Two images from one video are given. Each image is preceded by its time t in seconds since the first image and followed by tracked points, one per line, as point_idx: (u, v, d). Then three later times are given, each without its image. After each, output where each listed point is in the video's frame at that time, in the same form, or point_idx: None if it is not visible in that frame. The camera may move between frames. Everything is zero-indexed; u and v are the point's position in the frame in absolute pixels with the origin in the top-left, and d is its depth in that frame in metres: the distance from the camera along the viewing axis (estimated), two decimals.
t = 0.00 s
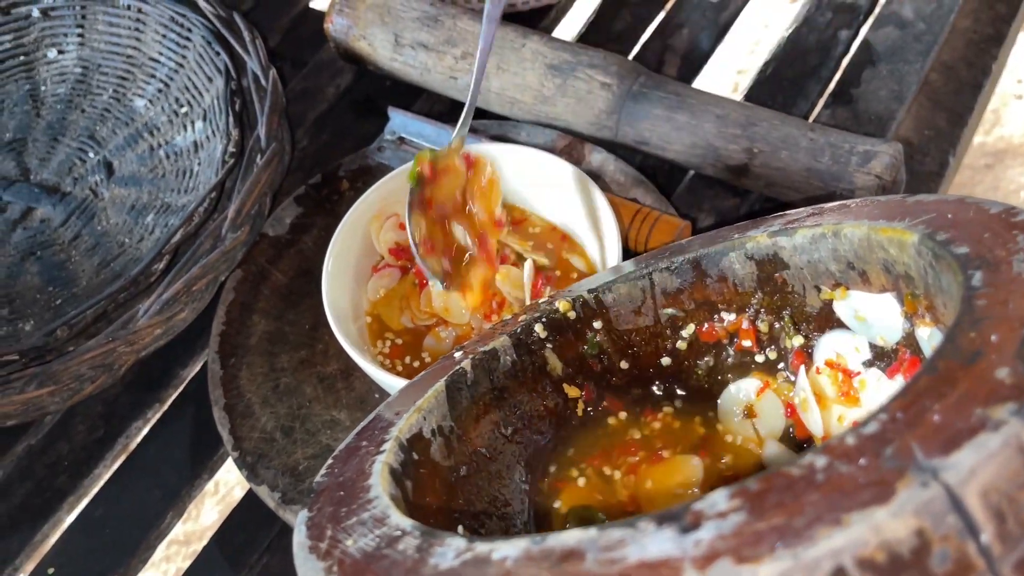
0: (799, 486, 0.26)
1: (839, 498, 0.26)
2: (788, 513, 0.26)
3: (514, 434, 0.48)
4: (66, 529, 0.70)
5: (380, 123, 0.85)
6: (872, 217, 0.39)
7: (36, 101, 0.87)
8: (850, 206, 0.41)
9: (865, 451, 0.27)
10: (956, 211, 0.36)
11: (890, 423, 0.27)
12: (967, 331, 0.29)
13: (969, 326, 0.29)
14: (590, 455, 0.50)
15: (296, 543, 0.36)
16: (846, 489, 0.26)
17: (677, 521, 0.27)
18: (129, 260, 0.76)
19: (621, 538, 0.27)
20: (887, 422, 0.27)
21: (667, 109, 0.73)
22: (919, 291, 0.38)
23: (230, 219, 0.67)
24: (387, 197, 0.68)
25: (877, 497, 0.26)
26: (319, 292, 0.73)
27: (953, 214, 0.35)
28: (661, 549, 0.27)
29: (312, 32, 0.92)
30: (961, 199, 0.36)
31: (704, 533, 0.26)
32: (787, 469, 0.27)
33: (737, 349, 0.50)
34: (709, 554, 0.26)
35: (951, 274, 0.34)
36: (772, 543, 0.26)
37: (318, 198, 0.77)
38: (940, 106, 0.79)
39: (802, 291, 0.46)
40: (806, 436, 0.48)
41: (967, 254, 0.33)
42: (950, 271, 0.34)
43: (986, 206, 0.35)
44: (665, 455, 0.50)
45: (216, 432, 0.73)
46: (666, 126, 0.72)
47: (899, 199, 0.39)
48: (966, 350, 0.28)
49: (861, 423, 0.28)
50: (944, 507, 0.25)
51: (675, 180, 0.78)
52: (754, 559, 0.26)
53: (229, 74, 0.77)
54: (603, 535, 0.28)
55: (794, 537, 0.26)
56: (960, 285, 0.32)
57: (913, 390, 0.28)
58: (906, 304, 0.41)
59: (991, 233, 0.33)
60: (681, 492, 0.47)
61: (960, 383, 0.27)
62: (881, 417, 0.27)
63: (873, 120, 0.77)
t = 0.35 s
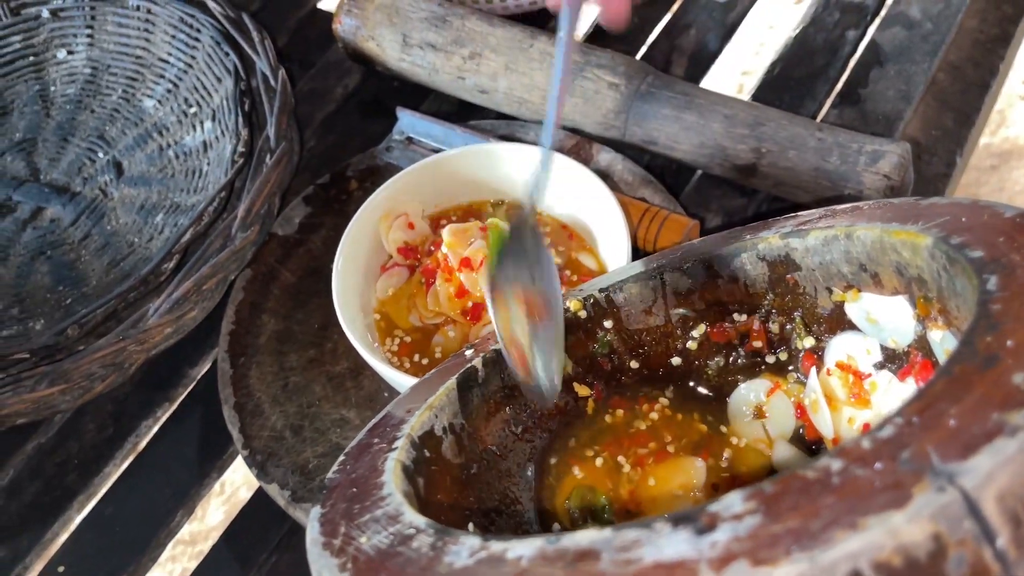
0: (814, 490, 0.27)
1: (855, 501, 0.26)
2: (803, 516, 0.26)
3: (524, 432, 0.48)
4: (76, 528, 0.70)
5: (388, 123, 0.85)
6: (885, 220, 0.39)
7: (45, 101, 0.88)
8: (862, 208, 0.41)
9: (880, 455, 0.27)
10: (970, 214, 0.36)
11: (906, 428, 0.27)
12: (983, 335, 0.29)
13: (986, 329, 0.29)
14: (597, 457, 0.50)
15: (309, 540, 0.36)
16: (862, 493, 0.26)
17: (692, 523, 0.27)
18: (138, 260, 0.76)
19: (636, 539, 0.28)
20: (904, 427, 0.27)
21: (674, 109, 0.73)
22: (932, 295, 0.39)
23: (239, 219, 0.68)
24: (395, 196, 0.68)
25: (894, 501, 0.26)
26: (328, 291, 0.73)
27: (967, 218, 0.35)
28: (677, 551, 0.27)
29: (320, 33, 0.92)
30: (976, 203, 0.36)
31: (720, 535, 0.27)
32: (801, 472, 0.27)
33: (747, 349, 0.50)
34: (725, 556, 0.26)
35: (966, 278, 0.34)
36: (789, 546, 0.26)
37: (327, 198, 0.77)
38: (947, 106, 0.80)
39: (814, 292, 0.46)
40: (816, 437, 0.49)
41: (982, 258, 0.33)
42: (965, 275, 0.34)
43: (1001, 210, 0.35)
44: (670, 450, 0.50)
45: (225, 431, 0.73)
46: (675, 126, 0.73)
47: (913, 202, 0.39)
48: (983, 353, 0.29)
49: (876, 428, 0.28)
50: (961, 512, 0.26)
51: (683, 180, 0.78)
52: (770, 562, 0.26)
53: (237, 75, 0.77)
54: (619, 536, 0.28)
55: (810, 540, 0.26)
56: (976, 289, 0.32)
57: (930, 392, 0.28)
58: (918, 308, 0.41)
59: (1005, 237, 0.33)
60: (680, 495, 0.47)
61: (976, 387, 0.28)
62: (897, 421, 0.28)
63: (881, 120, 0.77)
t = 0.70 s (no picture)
0: (823, 503, 0.27)
1: (863, 515, 0.26)
2: (812, 530, 0.26)
3: (531, 434, 0.48)
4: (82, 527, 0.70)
5: (393, 123, 0.86)
6: (892, 221, 0.39)
7: (50, 102, 0.88)
8: (869, 208, 0.41)
9: (889, 468, 0.27)
10: (978, 215, 0.35)
11: (915, 439, 0.27)
12: (992, 344, 0.29)
13: (994, 338, 0.29)
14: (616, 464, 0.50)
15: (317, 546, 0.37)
16: (871, 507, 0.26)
17: (701, 536, 0.27)
18: (144, 260, 0.76)
19: (644, 552, 0.28)
20: (912, 438, 0.27)
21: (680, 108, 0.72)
22: (940, 296, 0.39)
23: (244, 218, 0.68)
24: (400, 197, 0.68)
25: (902, 515, 0.26)
26: (333, 291, 0.73)
27: (976, 219, 0.35)
28: (684, 564, 0.27)
29: (325, 33, 0.92)
30: (984, 203, 0.36)
31: (728, 549, 0.27)
32: (810, 484, 0.28)
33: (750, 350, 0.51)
34: (735, 568, 0.26)
35: (975, 281, 0.34)
36: (797, 560, 0.26)
37: (332, 198, 0.77)
38: (952, 106, 0.80)
39: (821, 291, 0.46)
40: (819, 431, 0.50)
41: (990, 261, 0.33)
42: (973, 277, 0.34)
43: (1010, 211, 0.35)
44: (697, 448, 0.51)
45: (230, 430, 0.73)
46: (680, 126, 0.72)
47: (920, 203, 0.39)
48: (993, 364, 0.29)
49: (884, 438, 0.28)
50: (970, 527, 0.26)
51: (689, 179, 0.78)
52: None
53: (243, 75, 0.77)
54: (626, 548, 0.28)
55: (819, 554, 0.26)
56: (984, 293, 0.32)
57: (939, 404, 0.28)
58: (926, 308, 0.41)
59: (1013, 239, 0.33)
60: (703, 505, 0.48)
61: (985, 398, 0.28)
62: (906, 433, 0.28)
63: (886, 120, 0.77)
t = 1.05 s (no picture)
0: (842, 513, 0.28)
1: (884, 526, 0.27)
2: (833, 540, 0.28)
3: (539, 440, 0.48)
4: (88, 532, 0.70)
5: (398, 128, 0.86)
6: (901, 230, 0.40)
7: (56, 107, 0.88)
8: (876, 216, 0.42)
9: (907, 479, 0.28)
10: (988, 225, 0.37)
11: (933, 450, 0.29)
12: (1007, 356, 0.31)
13: (1009, 349, 0.31)
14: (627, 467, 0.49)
15: (329, 551, 0.37)
16: (891, 518, 0.28)
17: (719, 546, 0.29)
18: (150, 265, 0.76)
19: (664, 562, 0.29)
20: (930, 449, 0.29)
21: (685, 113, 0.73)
22: (950, 306, 0.39)
23: (250, 223, 0.68)
24: (406, 201, 0.68)
25: (922, 526, 0.27)
26: (340, 295, 0.73)
27: (985, 229, 0.37)
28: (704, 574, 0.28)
29: (329, 37, 0.93)
30: (992, 213, 0.37)
31: (747, 558, 0.28)
32: (828, 494, 0.29)
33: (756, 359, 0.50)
34: None
35: (986, 292, 0.35)
36: (818, 569, 0.27)
37: (338, 203, 0.77)
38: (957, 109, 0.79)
39: (829, 301, 0.46)
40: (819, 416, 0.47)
41: (1003, 272, 0.34)
42: (984, 288, 0.35)
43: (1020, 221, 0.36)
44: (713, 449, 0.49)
45: (235, 434, 0.73)
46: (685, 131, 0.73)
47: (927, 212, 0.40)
48: (1010, 374, 0.30)
49: (902, 449, 0.29)
50: (990, 537, 0.27)
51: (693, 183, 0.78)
52: None
53: (248, 80, 0.77)
54: (644, 558, 0.30)
55: (839, 564, 0.27)
56: (996, 305, 0.34)
57: (955, 415, 0.30)
58: (936, 317, 0.42)
59: None
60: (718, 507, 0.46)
61: (1001, 409, 0.29)
62: (924, 444, 0.29)
63: (890, 124, 0.77)
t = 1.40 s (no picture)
0: (886, 513, 0.28)
1: (929, 526, 0.28)
2: (876, 540, 0.28)
3: (558, 442, 0.48)
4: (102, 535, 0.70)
5: (409, 130, 0.86)
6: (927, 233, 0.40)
7: (66, 109, 0.88)
8: (902, 218, 0.41)
9: (951, 479, 0.29)
10: (1018, 229, 0.36)
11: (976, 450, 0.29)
12: None
13: None
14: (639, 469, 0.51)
15: (354, 552, 0.37)
16: (935, 519, 0.28)
17: (759, 545, 0.29)
18: (162, 267, 0.76)
19: (701, 560, 0.29)
20: (973, 449, 0.29)
21: (699, 115, 0.72)
22: (979, 310, 0.39)
23: (263, 226, 0.67)
24: (421, 203, 0.68)
25: (968, 528, 0.28)
26: (353, 297, 0.73)
27: (1015, 233, 0.36)
28: (745, 572, 0.28)
29: (339, 39, 0.92)
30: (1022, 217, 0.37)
31: (789, 558, 0.28)
32: (869, 493, 0.29)
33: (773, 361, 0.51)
34: None
35: (1020, 296, 0.35)
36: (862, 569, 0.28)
37: (350, 205, 0.77)
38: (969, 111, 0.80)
39: (852, 304, 0.46)
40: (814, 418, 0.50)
41: None
42: (1018, 292, 0.35)
43: None
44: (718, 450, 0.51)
45: (249, 437, 0.73)
46: (699, 133, 0.72)
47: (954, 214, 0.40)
48: None
49: (943, 449, 0.30)
50: None
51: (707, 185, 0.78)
52: None
53: (260, 82, 0.77)
54: (682, 557, 0.29)
55: (885, 564, 0.28)
56: None
57: (998, 414, 0.30)
58: (963, 322, 0.41)
59: None
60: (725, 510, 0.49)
61: None
62: (966, 444, 0.29)
63: (904, 126, 0.77)
